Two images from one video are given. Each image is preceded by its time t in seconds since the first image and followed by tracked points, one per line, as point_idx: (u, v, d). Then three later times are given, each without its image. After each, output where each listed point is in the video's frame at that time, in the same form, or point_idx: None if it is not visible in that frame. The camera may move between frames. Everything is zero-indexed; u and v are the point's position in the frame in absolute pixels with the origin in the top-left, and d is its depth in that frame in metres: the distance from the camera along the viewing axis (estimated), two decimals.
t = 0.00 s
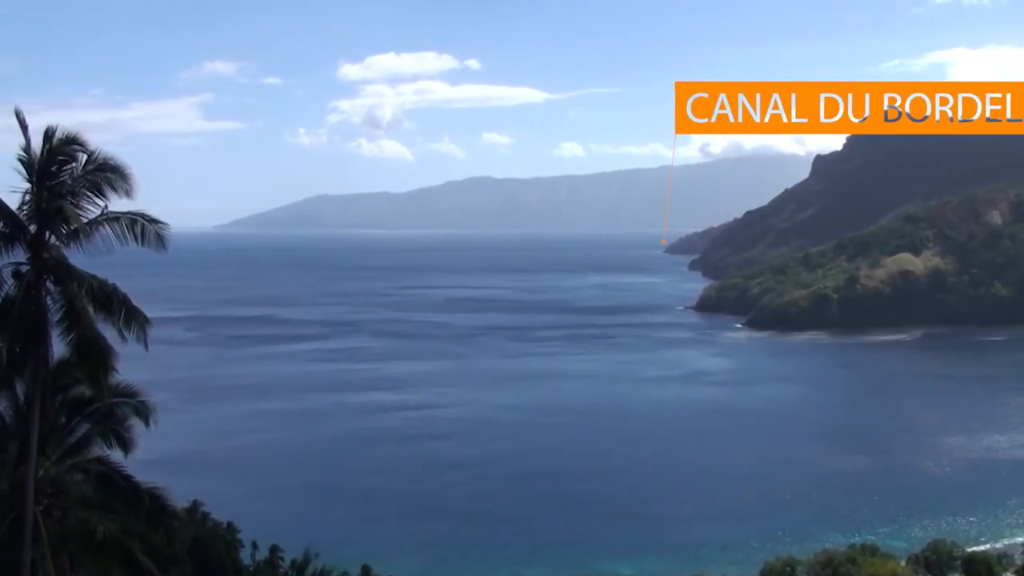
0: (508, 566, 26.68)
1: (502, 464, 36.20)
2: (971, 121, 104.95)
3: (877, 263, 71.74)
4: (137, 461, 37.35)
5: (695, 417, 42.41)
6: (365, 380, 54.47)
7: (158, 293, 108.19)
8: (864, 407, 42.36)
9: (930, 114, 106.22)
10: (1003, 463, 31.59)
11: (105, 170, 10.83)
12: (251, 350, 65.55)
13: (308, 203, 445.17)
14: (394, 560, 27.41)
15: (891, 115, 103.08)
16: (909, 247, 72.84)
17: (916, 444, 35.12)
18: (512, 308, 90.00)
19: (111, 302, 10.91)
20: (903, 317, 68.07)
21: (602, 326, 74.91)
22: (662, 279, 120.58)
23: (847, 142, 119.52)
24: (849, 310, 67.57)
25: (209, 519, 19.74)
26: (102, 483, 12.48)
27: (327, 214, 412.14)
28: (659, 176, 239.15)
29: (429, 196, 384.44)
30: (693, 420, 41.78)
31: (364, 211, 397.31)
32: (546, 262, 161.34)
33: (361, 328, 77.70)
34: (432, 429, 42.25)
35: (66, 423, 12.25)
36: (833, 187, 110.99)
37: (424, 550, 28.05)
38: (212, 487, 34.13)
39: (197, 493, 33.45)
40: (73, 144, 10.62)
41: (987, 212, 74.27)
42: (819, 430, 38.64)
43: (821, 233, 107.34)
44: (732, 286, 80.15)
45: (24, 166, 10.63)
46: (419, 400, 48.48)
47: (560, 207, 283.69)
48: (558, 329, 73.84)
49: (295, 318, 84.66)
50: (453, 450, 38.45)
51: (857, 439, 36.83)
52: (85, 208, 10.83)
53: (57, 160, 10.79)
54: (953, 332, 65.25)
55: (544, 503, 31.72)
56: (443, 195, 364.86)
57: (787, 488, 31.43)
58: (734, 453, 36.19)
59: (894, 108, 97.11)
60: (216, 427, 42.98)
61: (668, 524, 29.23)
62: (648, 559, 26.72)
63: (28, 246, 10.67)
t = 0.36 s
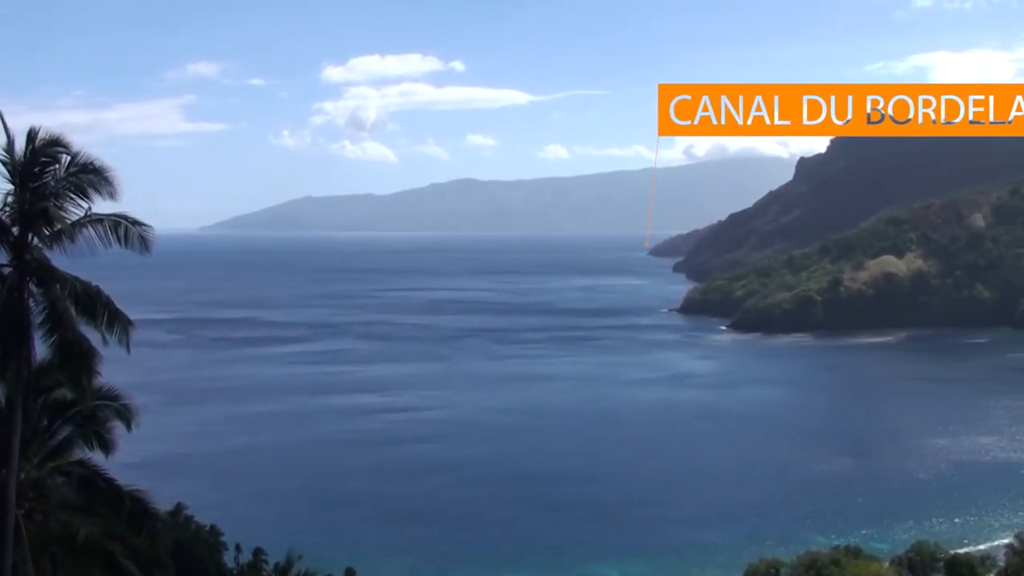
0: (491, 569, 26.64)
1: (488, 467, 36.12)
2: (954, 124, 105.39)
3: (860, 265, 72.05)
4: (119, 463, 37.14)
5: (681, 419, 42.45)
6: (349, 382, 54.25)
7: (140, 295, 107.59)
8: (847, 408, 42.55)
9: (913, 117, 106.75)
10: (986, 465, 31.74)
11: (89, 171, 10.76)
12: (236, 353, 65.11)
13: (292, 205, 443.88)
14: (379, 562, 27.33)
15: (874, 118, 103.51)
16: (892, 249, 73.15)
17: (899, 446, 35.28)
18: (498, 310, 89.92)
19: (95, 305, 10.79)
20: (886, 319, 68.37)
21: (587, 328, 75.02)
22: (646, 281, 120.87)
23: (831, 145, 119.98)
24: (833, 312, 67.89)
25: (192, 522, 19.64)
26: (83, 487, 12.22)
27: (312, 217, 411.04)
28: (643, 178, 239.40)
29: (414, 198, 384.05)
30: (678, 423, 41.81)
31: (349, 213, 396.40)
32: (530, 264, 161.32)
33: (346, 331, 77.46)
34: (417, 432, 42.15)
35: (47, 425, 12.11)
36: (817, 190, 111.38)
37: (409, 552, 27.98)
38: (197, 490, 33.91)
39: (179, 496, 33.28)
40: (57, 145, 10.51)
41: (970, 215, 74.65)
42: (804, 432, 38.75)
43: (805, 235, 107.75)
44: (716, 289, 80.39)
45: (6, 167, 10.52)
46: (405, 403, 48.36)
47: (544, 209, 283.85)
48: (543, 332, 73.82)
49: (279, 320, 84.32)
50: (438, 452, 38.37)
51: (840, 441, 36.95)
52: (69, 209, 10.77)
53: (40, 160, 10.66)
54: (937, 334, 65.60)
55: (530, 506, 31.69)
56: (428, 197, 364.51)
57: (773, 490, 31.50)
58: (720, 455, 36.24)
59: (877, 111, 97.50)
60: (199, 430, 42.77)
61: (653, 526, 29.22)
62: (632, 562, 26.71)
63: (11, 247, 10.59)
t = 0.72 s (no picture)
0: (476, 572, 26.48)
1: (472, 470, 35.97)
2: (936, 128, 105.90)
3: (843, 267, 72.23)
4: (100, 467, 36.83)
5: (665, 421, 42.42)
6: (333, 385, 54.03)
7: (122, 298, 107.00)
8: (831, 411, 42.64)
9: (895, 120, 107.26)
10: (970, 467, 31.83)
11: (73, 173, 10.61)
12: (218, 356, 64.78)
13: (275, 207, 442.76)
14: (362, 566, 27.15)
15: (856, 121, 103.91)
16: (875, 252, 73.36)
17: (884, 448, 35.35)
18: (481, 313, 89.78)
19: (78, 308, 10.57)
20: (868, 322, 68.65)
21: (571, 331, 75.01)
22: (629, 283, 121.00)
23: (814, 147, 120.43)
24: (816, 315, 68.05)
25: (175, 525, 19.43)
26: (63, 490, 11.92)
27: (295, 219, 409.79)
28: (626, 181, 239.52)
29: (398, 201, 383.63)
30: (662, 425, 41.77)
31: (333, 216, 395.52)
32: (514, 266, 161.30)
33: (329, 333, 77.19)
34: (401, 434, 41.99)
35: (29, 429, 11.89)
36: (801, 194, 111.74)
37: (393, 556, 27.80)
38: (178, 494, 33.63)
39: (162, 500, 33.01)
40: (39, 144, 10.36)
41: (953, 218, 75.03)
42: (787, 434, 38.79)
43: (788, 238, 108.10)
44: (699, 291, 80.54)
45: None
46: (388, 406, 48.14)
47: (529, 211, 283.96)
48: (527, 334, 73.76)
49: (261, 323, 83.91)
50: (422, 455, 38.20)
51: (824, 444, 37.00)
52: (50, 211, 10.58)
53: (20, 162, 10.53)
54: (920, 337, 65.83)
55: (514, 509, 31.56)
56: (412, 199, 364.12)
57: (757, 493, 31.49)
58: (705, 457, 36.20)
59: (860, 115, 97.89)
60: (182, 433, 42.47)
61: (638, 529, 29.15)
62: (617, 565, 26.61)
63: None
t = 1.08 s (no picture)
0: None
1: (455, 473, 35.82)
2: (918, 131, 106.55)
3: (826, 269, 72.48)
4: (80, 470, 36.53)
5: (649, 424, 42.39)
6: (315, 388, 53.83)
7: (101, 300, 106.23)
8: (814, 413, 42.75)
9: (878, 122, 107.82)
10: (953, 470, 31.93)
11: (55, 175, 10.72)
12: (199, 359, 64.46)
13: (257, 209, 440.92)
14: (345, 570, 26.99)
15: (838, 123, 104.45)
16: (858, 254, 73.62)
17: (867, 450, 35.44)
18: (465, 316, 89.70)
19: (58, 311, 10.56)
20: (851, 324, 68.94)
21: (554, 334, 75.02)
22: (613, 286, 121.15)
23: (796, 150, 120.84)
24: (799, 317, 68.25)
25: (156, 529, 19.25)
26: (43, 495, 11.87)
27: (277, 221, 408.51)
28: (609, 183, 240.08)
29: (381, 203, 382.94)
30: (647, 428, 41.75)
31: (315, 219, 394.42)
32: (497, 269, 161.18)
33: (311, 336, 76.83)
34: (384, 437, 41.81)
35: (9, 431, 11.82)
36: (784, 196, 112.20)
37: (376, 560, 27.65)
38: (160, 498, 33.39)
39: (143, 504, 32.76)
40: (21, 146, 10.42)
41: (935, 221, 75.41)
42: (770, 437, 38.81)
43: (771, 241, 108.50)
44: (682, 294, 80.62)
45: None
46: (371, 409, 47.97)
47: (512, 214, 284.02)
48: (511, 337, 73.62)
49: (243, 326, 83.52)
50: (405, 459, 38.00)
51: (807, 446, 37.09)
52: (33, 214, 10.67)
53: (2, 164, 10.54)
54: (903, 339, 66.10)
55: (498, 512, 31.44)
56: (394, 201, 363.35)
57: (742, 496, 31.45)
58: (689, 460, 36.17)
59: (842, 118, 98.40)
60: (163, 436, 42.20)
61: (622, 532, 29.10)
62: (600, 568, 26.55)
63: None
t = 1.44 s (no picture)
0: None
1: (437, 477, 35.71)
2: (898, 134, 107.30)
3: (807, 272, 72.74)
4: (58, 474, 36.19)
5: (631, 427, 42.40)
6: (296, 391, 53.59)
7: (80, 303, 105.44)
8: (795, 416, 42.84)
9: (858, 125, 108.25)
10: (934, 472, 32.09)
11: (33, 175, 10.69)
12: (179, 362, 64.10)
13: (237, 212, 438.74)
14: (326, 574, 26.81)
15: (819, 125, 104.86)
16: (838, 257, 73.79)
17: (847, 453, 35.54)
18: (446, 318, 89.51)
19: (35, 313, 10.44)
20: (831, 327, 69.23)
21: (536, 336, 74.99)
22: (594, 288, 121.26)
23: (778, 152, 121.22)
24: (780, 319, 68.46)
25: (136, 533, 19.03)
26: (21, 498, 11.78)
27: (257, 223, 406.86)
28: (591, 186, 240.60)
29: (362, 206, 381.87)
30: (629, 430, 41.76)
31: (296, 221, 392.91)
32: (478, 271, 160.95)
33: (292, 339, 76.51)
34: (365, 441, 41.63)
35: None
36: (765, 199, 112.63)
37: (358, 564, 27.49)
38: (138, 501, 33.13)
39: (121, 508, 32.49)
40: None
41: (915, 224, 75.77)
42: (752, 440, 38.87)
43: (752, 243, 108.82)
44: (664, 296, 80.78)
45: None
46: (353, 412, 47.75)
47: (493, 216, 283.79)
48: (492, 340, 73.53)
49: (222, 329, 83.05)
50: (387, 462, 37.85)
51: (789, 448, 37.17)
52: (10, 216, 10.67)
53: None
54: (884, 341, 66.39)
55: (480, 516, 31.36)
56: (376, 203, 362.44)
57: (725, 498, 31.48)
58: (671, 463, 36.21)
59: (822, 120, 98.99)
60: (142, 440, 41.85)
61: (605, 535, 29.07)
62: (583, 570, 26.48)
63: None
